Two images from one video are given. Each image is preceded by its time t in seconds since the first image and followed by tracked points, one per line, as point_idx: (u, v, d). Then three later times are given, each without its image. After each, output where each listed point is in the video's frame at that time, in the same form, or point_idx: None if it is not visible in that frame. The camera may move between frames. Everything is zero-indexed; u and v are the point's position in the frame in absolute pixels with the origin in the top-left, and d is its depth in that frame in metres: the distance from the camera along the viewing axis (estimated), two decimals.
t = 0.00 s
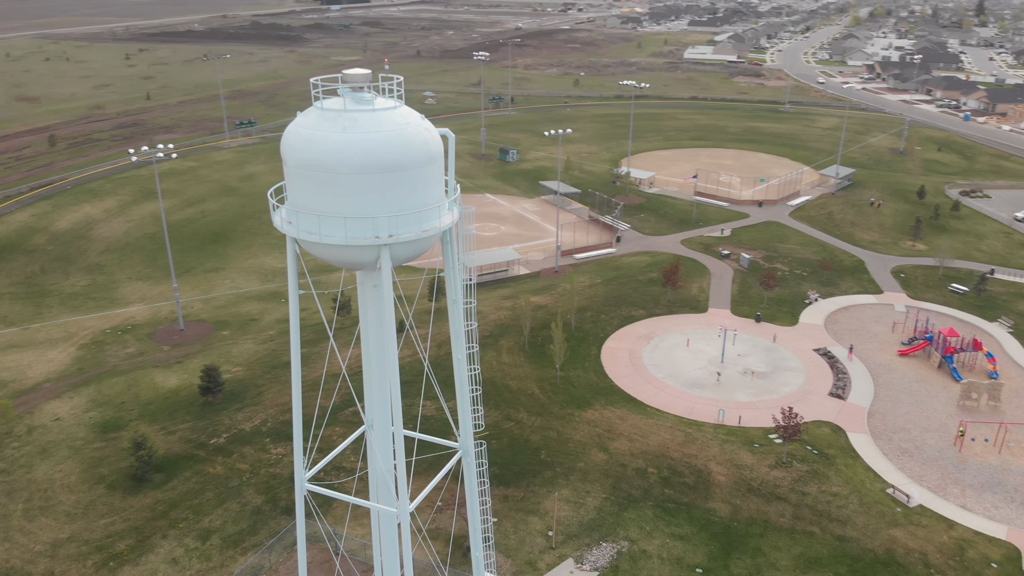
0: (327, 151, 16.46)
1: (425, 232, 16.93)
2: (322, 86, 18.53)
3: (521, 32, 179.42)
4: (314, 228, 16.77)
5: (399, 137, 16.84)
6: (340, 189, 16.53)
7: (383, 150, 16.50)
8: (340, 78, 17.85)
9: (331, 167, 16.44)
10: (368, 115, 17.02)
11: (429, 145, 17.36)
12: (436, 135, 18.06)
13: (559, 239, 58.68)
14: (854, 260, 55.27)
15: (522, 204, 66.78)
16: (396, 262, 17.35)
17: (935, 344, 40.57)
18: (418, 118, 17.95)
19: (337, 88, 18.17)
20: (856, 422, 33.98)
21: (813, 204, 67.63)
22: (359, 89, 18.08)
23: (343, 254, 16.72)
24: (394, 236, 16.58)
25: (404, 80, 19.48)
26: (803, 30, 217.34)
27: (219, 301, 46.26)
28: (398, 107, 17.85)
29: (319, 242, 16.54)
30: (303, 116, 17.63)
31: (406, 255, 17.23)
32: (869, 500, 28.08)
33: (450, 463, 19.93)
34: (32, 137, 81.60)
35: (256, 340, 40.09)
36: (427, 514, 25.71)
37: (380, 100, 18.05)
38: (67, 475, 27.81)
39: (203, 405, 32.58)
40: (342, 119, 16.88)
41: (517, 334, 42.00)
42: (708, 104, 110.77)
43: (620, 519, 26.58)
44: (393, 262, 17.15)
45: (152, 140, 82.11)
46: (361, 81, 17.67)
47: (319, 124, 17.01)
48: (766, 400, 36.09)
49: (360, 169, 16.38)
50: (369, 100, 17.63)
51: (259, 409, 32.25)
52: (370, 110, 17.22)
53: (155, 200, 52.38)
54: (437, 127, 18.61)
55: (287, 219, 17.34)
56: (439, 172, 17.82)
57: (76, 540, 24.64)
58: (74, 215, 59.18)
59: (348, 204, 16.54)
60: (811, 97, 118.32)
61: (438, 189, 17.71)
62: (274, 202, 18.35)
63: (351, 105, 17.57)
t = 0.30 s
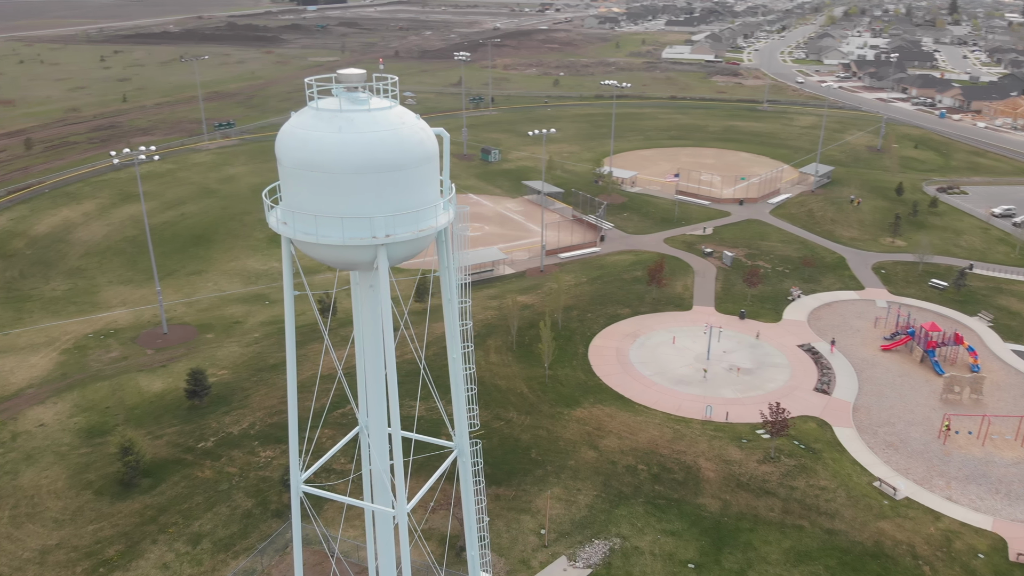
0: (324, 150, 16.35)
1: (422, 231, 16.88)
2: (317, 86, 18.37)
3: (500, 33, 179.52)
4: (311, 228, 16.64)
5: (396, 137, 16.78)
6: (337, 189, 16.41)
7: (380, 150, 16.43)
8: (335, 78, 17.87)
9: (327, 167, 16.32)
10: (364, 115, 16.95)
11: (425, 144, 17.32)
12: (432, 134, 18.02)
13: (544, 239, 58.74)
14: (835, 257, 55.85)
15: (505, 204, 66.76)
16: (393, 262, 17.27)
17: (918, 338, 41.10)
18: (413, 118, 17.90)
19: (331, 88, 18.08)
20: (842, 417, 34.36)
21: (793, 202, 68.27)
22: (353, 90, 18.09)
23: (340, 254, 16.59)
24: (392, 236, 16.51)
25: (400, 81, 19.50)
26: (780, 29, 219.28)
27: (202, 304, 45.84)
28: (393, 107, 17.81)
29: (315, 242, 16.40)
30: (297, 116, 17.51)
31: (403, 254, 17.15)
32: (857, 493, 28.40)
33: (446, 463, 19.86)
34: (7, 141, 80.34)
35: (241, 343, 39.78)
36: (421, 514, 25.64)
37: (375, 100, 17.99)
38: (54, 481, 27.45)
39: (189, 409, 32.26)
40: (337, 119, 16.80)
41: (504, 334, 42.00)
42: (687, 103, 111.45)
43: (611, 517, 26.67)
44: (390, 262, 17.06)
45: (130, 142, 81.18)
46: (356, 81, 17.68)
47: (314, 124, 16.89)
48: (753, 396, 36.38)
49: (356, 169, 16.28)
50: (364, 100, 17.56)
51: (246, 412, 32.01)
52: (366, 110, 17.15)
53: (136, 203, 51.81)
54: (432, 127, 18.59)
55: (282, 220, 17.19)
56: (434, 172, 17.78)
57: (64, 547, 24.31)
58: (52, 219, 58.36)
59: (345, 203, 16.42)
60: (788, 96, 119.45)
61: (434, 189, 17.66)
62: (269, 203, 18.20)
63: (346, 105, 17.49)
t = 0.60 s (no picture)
0: (320, 150, 16.25)
1: (418, 231, 16.80)
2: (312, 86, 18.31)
3: (478, 33, 179.45)
4: (307, 228, 16.52)
5: (391, 137, 16.71)
6: (333, 189, 16.30)
7: (376, 149, 16.36)
8: (329, 78, 17.73)
9: (324, 167, 16.22)
10: (359, 115, 16.88)
11: (421, 144, 17.27)
12: (427, 134, 17.96)
13: (528, 238, 58.78)
14: (816, 254, 56.40)
15: (488, 204, 66.73)
16: (389, 262, 17.17)
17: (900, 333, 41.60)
18: (408, 118, 17.84)
19: (326, 88, 18.00)
20: (828, 411, 34.71)
21: (773, 200, 68.88)
22: (347, 89, 17.98)
23: (337, 254, 16.52)
24: (389, 235, 16.42)
25: (394, 80, 19.39)
26: (756, 29, 221.13)
27: (185, 307, 45.40)
28: (388, 107, 17.72)
29: (312, 242, 16.31)
30: (292, 116, 17.41)
31: (400, 254, 17.07)
32: (844, 486, 28.71)
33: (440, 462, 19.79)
34: None
35: (226, 346, 39.45)
36: (414, 514, 25.57)
37: (369, 100, 17.92)
38: (40, 487, 27.09)
39: (175, 413, 31.95)
40: (333, 119, 16.72)
41: (492, 333, 41.97)
42: (666, 103, 112.06)
43: (603, 514, 26.76)
44: (387, 262, 16.97)
45: (107, 145, 80.22)
46: (351, 81, 17.55)
47: (310, 124, 16.80)
48: (740, 391, 36.66)
49: (353, 169, 16.20)
50: (360, 100, 17.48)
51: (233, 415, 31.75)
52: (361, 110, 17.08)
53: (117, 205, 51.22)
54: (427, 126, 18.50)
55: (277, 220, 17.07)
56: (430, 171, 17.72)
57: (53, 553, 23.99)
58: (30, 223, 57.51)
59: (341, 203, 16.32)
60: (766, 94, 120.48)
61: (430, 188, 17.59)
62: (263, 203, 18.09)
63: (341, 105, 17.41)
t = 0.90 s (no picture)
0: (316, 150, 16.15)
1: (415, 230, 16.75)
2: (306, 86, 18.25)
3: (456, 33, 179.25)
4: (304, 229, 16.40)
5: (387, 136, 16.64)
6: (330, 189, 16.20)
7: (372, 149, 16.29)
8: (323, 78, 17.67)
9: (320, 167, 16.13)
10: (355, 115, 16.80)
11: (416, 144, 17.22)
12: (422, 133, 17.93)
13: (512, 238, 58.73)
14: (798, 251, 56.90)
15: (471, 204, 66.64)
16: (386, 261, 17.10)
17: (882, 328, 42.11)
18: (403, 117, 17.79)
19: (321, 87, 17.90)
20: (813, 406, 35.06)
21: (754, 198, 69.44)
22: (342, 89, 17.91)
23: (335, 255, 16.42)
24: (386, 235, 16.35)
25: (388, 80, 19.35)
26: (732, 28, 222.80)
27: (169, 310, 44.95)
28: (383, 106, 17.69)
29: (308, 242, 16.20)
30: (287, 116, 17.28)
31: (396, 253, 17.00)
32: (832, 480, 29.02)
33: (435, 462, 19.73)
34: None
35: (211, 348, 39.13)
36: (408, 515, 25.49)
37: (364, 99, 17.84)
38: (26, 494, 26.72)
39: (161, 417, 31.61)
40: (329, 119, 16.62)
41: (479, 333, 41.96)
42: (645, 102, 112.59)
43: (594, 511, 26.85)
44: (384, 261, 16.90)
45: (85, 147, 79.15)
46: (345, 80, 17.49)
47: (305, 124, 16.70)
48: (726, 387, 36.93)
49: (350, 169, 16.11)
50: (354, 99, 17.39)
51: (220, 418, 31.48)
52: (356, 110, 17.01)
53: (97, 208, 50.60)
54: (421, 125, 18.47)
55: (272, 220, 16.91)
56: (425, 170, 17.69)
57: (41, 560, 23.67)
58: (7, 227, 56.61)
59: (338, 203, 16.22)
60: (744, 93, 121.42)
61: (425, 188, 17.56)
62: (257, 203, 17.95)
63: (336, 104, 17.32)
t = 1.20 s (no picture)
0: (312, 150, 16.07)
1: (412, 229, 16.72)
2: (301, 85, 18.18)
3: (434, 33, 178.87)
4: (300, 229, 16.30)
5: (384, 135, 16.60)
6: (326, 189, 16.13)
7: (369, 148, 16.23)
8: (317, 78, 17.64)
9: (316, 167, 16.05)
10: (351, 114, 16.74)
11: (412, 143, 17.19)
12: (417, 132, 17.89)
13: (496, 238, 58.67)
14: (779, 248, 57.42)
15: (454, 204, 66.52)
16: (382, 261, 17.04)
17: (865, 323, 42.60)
18: (398, 117, 17.75)
19: (316, 88, 17.83)
20: (799, 401, 35.41)
21: (735, 196, 69.97)
22: (336, 89, 17.85)
23: (331, 254, 16.34)
24: (383, 234, 16.31)
25: (383, 79, 19.34)
26: (709, 28, 224.27)
27: (151, 313, 44.49)
28: (378, 106, 17.65)
29: (306, 243, 16.12)
30: (282, 116, 17.18)
31: (393, 253, 16.96)
32: (819, 474, 29.32)
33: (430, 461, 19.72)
34: None
35: (196, 352, 38.79)
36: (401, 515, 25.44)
37: (359, 99, 17.79)
38: (11, 501, 26.33)
39: (147, 422, 31.27)
40: (325, 118, 16.54)
41: (466, 333, 41.94)
42: (624, 102, 113.04)
43: (585, 508, 26.94)
44: (380, 260, 16.84)
45: (61, 150, 78.09)
46: (340, 80, 17.44)
47: (301, 123, 16.61)
48: (713, 384, 37.19)
49: (347, 169, 16.04)
50: (350, 98, 17.33)
51: (207, 421, 31.22)
52: (352, 109, 16.94)
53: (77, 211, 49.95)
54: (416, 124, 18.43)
55: (267, 220, 16.79)
56: (421, 169, 17.66)
57: (29, 567, 23.34)
58: None
59: (335, 203, 16.16)
60: (722, 92, 122.26)
61: (421, 187, 17.54)
62: (252, 204, 17.82)
63: (331, 104, 17.25)
